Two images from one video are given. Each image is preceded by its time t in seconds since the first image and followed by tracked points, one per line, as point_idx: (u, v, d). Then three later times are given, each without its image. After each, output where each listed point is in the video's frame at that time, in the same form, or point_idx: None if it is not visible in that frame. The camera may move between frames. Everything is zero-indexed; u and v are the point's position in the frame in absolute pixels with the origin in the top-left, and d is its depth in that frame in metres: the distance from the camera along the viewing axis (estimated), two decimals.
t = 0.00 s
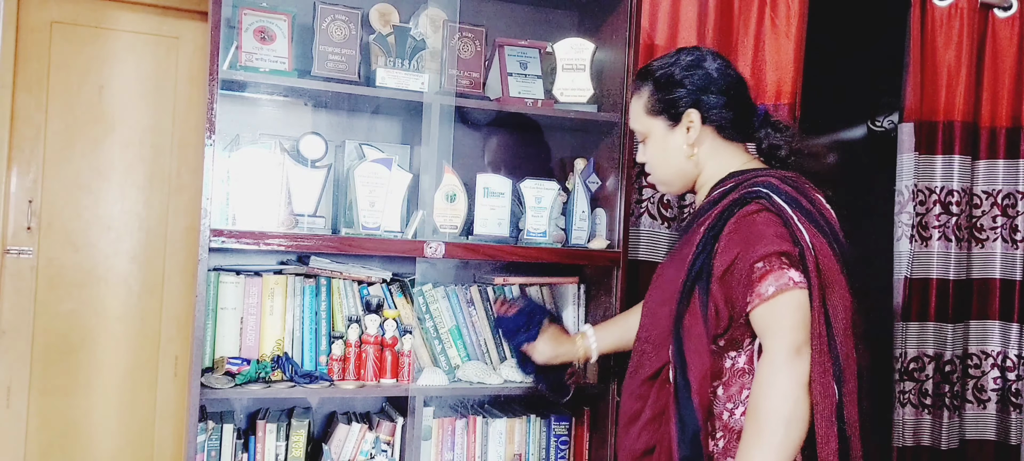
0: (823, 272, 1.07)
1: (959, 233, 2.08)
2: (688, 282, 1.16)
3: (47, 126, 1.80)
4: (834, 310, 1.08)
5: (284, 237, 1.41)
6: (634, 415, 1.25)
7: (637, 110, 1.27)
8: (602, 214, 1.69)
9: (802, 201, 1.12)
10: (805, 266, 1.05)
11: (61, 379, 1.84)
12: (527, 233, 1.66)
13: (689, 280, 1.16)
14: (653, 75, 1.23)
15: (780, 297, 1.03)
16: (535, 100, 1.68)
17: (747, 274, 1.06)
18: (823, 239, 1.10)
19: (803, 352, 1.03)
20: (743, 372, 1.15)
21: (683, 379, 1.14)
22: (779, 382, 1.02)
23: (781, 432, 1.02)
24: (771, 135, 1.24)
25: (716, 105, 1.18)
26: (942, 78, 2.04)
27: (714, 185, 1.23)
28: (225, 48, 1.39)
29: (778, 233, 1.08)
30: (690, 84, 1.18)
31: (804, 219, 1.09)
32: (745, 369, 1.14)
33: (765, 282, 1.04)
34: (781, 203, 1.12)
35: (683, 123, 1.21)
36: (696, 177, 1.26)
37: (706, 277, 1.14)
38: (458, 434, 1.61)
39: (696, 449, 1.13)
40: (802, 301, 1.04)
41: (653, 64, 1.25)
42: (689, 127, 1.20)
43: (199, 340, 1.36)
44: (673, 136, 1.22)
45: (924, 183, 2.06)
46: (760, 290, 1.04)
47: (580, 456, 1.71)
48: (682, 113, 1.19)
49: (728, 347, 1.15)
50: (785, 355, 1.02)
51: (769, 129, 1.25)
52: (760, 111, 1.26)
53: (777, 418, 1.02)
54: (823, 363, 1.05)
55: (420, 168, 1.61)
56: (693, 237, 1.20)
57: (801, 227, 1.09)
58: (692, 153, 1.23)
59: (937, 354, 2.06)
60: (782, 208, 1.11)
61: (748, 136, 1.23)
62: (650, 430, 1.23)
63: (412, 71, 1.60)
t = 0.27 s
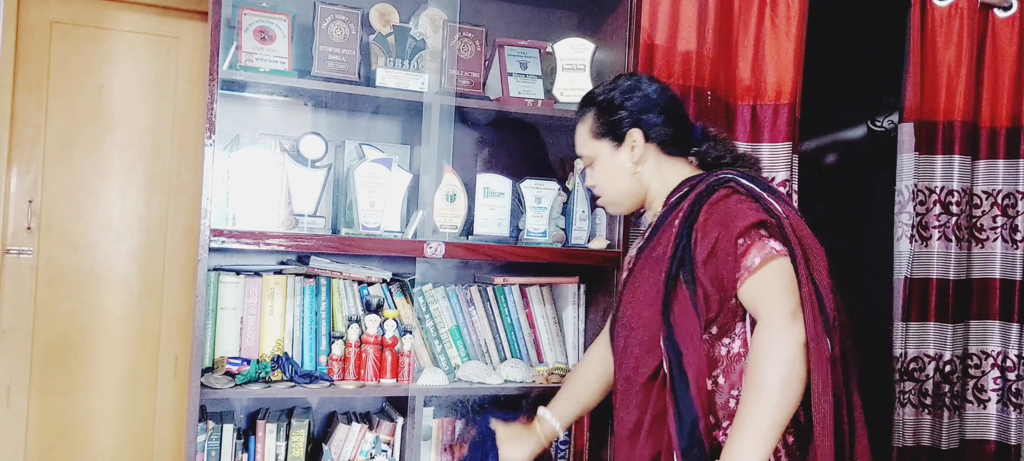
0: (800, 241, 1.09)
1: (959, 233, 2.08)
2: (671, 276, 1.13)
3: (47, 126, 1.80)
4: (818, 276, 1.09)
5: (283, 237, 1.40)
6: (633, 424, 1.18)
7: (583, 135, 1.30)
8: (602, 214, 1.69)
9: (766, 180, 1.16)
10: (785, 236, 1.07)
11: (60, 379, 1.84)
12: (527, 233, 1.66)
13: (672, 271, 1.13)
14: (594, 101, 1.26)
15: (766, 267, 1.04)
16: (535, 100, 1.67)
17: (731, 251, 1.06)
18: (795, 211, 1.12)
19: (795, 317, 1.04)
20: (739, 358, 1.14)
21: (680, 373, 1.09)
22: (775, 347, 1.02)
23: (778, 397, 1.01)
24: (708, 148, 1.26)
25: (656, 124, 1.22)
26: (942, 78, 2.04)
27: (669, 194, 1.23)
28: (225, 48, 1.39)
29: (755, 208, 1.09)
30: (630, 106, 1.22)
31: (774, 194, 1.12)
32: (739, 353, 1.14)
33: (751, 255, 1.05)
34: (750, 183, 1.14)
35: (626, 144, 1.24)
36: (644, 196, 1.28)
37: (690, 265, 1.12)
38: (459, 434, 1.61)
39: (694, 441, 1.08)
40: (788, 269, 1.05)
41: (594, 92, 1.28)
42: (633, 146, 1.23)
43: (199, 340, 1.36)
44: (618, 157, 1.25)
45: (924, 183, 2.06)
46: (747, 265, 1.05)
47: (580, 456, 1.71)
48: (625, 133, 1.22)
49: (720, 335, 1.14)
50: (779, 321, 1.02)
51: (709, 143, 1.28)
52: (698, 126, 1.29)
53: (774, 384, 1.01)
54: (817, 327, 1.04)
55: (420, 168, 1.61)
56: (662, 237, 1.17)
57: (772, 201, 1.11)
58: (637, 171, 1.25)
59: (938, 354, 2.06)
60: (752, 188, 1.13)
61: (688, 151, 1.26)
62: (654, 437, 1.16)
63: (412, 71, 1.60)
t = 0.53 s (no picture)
0: (778, 228, 1.10)
1: (959, 233, 2.08)
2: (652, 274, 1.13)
3: (47, 126, 1.80)
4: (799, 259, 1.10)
5: (283, 237, 1.40)
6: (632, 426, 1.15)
7: (545, 156, 1.30)
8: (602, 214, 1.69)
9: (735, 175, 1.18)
10: (761, 224, 1.07)
11: (60, 379, 1.84)
12: (527, 233, 1.67)
13: (653, 270, 1.13)
14: (553, 121, 1.26)
15: (747, 256, 1.04)
16: (535, 100, 1.67)
17: (712, 244, 1.07)
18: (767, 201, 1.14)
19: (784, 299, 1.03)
20: (728, 350, 1.12)
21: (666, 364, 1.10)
22: (768, 330, 1.01)
23: (777, 380, 1.01)
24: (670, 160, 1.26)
25: (615, 140, 1.22)
26: (943, 78, 2.04)
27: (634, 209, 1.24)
28: (225, 48, 1.39)
29: (731, 201, 1.10)
30: (588, 125, 1.22)
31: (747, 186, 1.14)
32: (729, 346, 1.12)
33: (730, 246, 1.05)
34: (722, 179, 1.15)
35: (588, 161, 1.24)
36: (610, 211, 1.27)
37: (670, 261, 1.12)
38: (458, 433, 1.62)
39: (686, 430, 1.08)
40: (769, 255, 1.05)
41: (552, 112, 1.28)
42: (594, 164, 1.23)
43: (199, 340, 1.36)
44: (581, 174, 1.25)
45: (924, 183, 2.07)
46: (728, 255, 1.05)
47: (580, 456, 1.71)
48: (585, 152, 1.22)
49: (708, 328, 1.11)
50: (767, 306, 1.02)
51: (669, 154, 1.27)
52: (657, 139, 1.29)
53: (772, 368, 1.01)
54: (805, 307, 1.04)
55: (420, 168, 1.60)
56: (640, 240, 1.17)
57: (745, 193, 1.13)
58: (599, 188, 1.25)
59: (938, 354, 2.06)
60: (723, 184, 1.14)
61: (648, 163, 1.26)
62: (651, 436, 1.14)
63: (412, 71, 1.60)
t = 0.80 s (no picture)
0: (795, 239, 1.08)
1: (959, 233, 2.08)
2: (665, 268, 1.13)
3: (47, 126, 1.80)
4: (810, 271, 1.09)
5: (283, 237, 1.40)
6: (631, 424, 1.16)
7: (573, 138, 1.29)
8: (602, 214, 1.69)
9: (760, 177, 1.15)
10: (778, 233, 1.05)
11: (60, 379, 1.84)
12: (527, 233, 1.67)
13: (666, 265, 1.13)
14: (583, 103, 1.26)
15: (761, 264, 1.02)
16: (535, 100, 1.67)
17: (727, 247, 1.05)
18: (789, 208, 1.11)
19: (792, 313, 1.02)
20: (733, 353, 1.12)
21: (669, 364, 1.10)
22: (773, 342, 1.00)
23: (777, 393, 1.00)
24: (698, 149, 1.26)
25: (643, 125, 1.21)
26: (942, 78, 2.04)
27: (661, 194, 1.22)
28: (225, 48, 1.39)
29: (750, 205, 1.08)
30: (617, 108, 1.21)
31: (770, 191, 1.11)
32: (734, 348, 1.11)
33: (745, 252, 1.03)
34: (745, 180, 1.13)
35: (615, 145, 1.23)
36: (635, 196, 1.26)
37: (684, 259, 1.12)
38: (458, 433, 1.61)
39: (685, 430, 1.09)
40: (783, 266, 1.03)
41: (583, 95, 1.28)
42: (621, 148, 1.22)
43: (199, 340, 1.36)
44: (607, 158, 1.24)
45: (924, 183, 2.06)
46: (742, 261, 1.03)
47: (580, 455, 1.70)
48: (612, 135, 1.22)
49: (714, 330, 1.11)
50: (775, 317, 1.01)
51: (697, 144, 1.27)
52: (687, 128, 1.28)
53: (773, 380, 1.00)
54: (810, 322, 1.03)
55: (420, 168, 1.60)
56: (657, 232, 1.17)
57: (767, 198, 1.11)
58: (625, 173, 1.24)
59: (938, 354, 2.06)
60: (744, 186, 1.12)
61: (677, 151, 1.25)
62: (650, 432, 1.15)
63: (412, 71, 1.60)
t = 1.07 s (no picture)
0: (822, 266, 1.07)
1: (959, 233, 2.08)
2: (685, 273, 1.17)
3: (47, 126, 1.80)
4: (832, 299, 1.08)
5: (284, 237, 1.40)
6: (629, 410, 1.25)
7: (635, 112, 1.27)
8: (602, 214, 1.69)
9: (802, 193, 1.13)
10: (804, 258, 1.05)
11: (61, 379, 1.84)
12: (528, 233, 1.66)
13: (687, 269, 1.17)
14: (652, 76, 1.24)
15: (778, 288, 1.03)
16: (535, 100, 1.67)
17: (746, 264, 1.07)
18: (822, 231, 1.10)
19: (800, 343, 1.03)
20: (738, 365, 1.14)
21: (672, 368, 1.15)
22: (776, 367, 1.02)
23: (776, 419, 1.02)
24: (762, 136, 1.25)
25: (710, 106, 1.18)
26: (942, 79, 2.04)
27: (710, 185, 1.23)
28: (225, 48, 1.39)
29: (779, 225, 1.08)
30: (686, 86, 1.19)
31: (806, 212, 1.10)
32: (740, 361, 1.14)
33: (764, 273, 1.04)
34: (782, 195, 1.12)
35: (679, 124, 1.21)
36: (694, 177, 1.26)
37: (703, 267, 1.15)
38: (458, 433, 1.62)
39: (681, 432, 1.14)
40: (800, 292, 1.04)
41: (652, 67, 1.26)
42: (685, 127, 1.20)
43: (199, 340, 1.36)
44: (670, 136, 1.22)
45: (924, 183, 2.06)
46: (759, 281, 1.05)
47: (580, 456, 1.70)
48: (677, 113, 1.20)
49: (724, 341, 1.14)
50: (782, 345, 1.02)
51: (763, 130, 1.26)
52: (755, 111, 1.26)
53: (772, 406, 1.02)
54: (818, 351, 1.04)
55: (420, 168, 1.61)
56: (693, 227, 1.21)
57: (801, 218, 1.09)
58: (688, 153, 1.22)
59: (937, 354, 2.06)
60: (780, 201, 1.11)
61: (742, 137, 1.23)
62: (647, 421, 1.22)
63: (412, 72, 1.60)
